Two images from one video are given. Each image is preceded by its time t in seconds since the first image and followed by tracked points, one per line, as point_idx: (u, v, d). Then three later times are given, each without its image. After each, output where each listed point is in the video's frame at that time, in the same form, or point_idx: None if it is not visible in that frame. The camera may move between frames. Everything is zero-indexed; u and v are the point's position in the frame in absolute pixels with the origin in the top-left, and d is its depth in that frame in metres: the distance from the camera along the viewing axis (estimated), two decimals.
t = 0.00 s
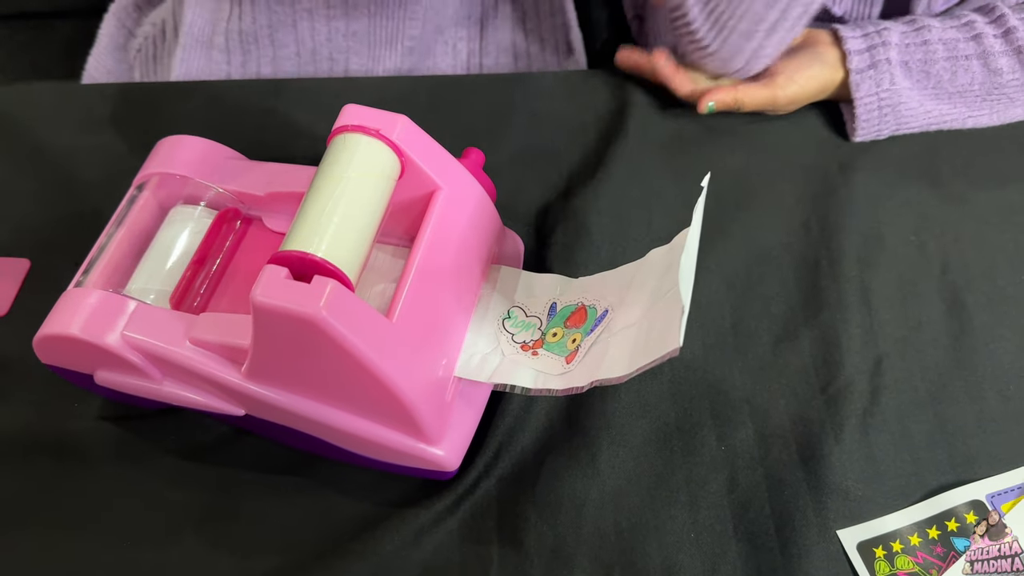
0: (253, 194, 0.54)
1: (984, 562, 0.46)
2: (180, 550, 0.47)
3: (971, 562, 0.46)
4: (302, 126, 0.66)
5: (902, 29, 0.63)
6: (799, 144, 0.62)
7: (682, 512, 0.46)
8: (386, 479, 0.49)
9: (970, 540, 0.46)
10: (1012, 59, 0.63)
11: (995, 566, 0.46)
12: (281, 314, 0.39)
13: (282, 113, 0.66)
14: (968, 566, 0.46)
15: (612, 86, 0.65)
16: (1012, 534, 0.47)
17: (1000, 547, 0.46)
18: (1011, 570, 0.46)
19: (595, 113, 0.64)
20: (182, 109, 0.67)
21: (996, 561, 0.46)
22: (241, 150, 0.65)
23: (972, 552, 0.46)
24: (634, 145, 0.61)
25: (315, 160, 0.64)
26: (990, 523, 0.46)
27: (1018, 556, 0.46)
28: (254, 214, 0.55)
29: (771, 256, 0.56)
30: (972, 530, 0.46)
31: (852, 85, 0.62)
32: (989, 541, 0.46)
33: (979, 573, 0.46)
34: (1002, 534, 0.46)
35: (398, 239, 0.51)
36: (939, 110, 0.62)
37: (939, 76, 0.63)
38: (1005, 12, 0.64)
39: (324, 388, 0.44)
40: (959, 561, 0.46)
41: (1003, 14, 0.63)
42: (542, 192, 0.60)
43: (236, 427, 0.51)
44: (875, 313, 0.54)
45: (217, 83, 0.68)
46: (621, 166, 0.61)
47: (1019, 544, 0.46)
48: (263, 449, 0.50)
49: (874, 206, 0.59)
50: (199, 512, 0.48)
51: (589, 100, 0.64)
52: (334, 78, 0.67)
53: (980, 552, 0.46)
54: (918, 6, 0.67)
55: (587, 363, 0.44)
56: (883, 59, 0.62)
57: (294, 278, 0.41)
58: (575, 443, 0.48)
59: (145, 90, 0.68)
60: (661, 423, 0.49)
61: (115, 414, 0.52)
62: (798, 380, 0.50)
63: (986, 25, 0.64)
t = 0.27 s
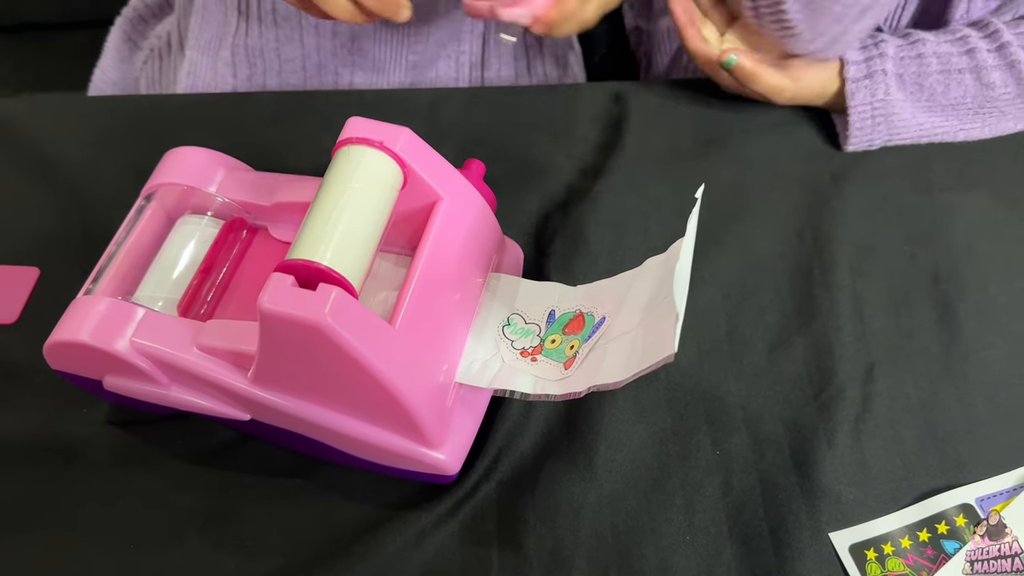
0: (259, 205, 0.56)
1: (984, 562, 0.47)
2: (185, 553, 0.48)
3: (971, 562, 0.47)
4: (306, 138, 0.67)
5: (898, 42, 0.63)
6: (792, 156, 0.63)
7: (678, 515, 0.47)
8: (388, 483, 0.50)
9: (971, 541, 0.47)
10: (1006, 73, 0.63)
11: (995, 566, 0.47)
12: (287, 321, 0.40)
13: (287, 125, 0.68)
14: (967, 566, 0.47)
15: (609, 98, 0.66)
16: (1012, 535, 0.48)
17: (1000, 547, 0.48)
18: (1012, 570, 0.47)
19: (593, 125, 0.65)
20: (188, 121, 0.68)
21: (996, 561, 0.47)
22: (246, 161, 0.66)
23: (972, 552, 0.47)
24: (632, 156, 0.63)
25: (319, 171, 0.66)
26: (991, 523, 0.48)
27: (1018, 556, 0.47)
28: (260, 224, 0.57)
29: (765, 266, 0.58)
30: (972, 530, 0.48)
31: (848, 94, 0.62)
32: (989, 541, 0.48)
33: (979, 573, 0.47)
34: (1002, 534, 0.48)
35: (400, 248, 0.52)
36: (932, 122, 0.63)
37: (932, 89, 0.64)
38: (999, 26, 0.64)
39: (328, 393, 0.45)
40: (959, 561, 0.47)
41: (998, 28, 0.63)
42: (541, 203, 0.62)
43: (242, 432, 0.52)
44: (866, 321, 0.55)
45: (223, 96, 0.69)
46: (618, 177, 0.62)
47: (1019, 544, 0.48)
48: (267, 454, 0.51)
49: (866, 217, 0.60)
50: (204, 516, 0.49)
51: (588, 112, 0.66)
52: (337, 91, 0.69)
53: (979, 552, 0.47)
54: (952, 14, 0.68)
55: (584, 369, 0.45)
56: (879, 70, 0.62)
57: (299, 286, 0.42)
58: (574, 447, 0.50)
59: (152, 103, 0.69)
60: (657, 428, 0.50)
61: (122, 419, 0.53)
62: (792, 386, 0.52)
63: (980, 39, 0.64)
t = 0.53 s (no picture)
0: (262, 214, 0.58)
1: (984, 562, 0.48)
2: (189, 550, 0.50)
3: (972, 562, 0.48)
4: (308, 150, 0.69)
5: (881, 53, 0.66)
6: (778, 168, 0.66)
7: (666, 513, 0.49)
8: (385, 484, 0.51)
9: (971, 541, 0.49)
10: (984, 91, 0.66)
11: (995, 566, 0.48)
12: (290, 325, 0.42)
13: (289, 137, 0.70)
14: (968, 566, 0.48)
15: (602, 112, 0.68)
16: (1012, 535, 0.49)
17: (1000, 548, 0.49)
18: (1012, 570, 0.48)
19: (586, 138, 0.67)
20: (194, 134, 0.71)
21: (997, 561, 0.48)
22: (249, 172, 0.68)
23: (972, 552, 0.49)
24: (623, 168, 0.65)
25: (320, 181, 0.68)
26: (991, 523, 0.49)
27: (1018, 556, 0.48)
28: (264, 233, 0.59)
29: (751, 274, 0.60)
30: (973, 531, 0.49)
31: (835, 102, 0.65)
32: (989, 540, 0.49)
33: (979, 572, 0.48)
34: (1003, 534, 0.49)
35: (398, 256, 0.54)
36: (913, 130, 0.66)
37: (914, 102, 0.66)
38: (979, 47, 0.67)
39: (329, 395, 0.47)
40: (960, 560, 0.48)
41: (978, 48, 0.66)
42: (535, 213, 0.64)
43: (244, 434, 0.54)
44: (849, 326, 0.57)
45: (228, 109, 0.72)
46: (610, 188, 0.64)
47: (1019, 545, 0.49)
48: (269, 455, 0.53)
49: (849, 226, 0.62)
50: (207, 514, 0.51)
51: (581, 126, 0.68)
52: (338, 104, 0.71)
53: (980, 552, 0.49)
54: (945, 33, 0.70)
55: (575, 371, 0.47)
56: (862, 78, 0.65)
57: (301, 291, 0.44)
58: (566, 448, 0.51)
59: (158, 116, 0.72)
60: (646, 430, 0.52)
61: (129, 421, 0.55)
62: (776, 389, 0.53)
63: (960, 58, 0.67)
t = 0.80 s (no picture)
0: (269, 219, 0.60)
1: (984, 561, 0.50)
2: (197, 541, 0.51)
3: (971, 562, 0.50)
4: (313, 159, 0.72)
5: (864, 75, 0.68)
6: (766, 176, 0.68)
7: (657, 505, 0.51)
8: (386, 478, 0.53)
9: (972, 541, 0.50)
10: (966, 108, 0.68)
11: (995, 565, 0.50)
12: (296, 321, 0.44)
13: (295, 146, 0.72)
14: (969, 566, 0.49)
15: (597, 123, 0.71)
16: (1012, 535, 0.51)
17: (1001, 547, 0.50)
18: (1013, 569, 0.50)
19: (581, 147, 0.70)
20: (203, 143, 0.73)
21: (997, 560, 0.50)
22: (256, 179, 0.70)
23: (972, 552, 0.50)
24: (616, 176, 0.67)
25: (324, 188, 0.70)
26: (990, 523, 0.51)
27: (1018, 556, 0.50)
28: (270, 237, 0.61)
29: (739, 277, 0.62)
30: (973, 531, 0.51)
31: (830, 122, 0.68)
32: (989, 540, 0.50)
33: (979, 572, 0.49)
34: (1002, 533, 0.51)
35: (400, 259, 0.56)
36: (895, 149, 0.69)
37: (897, 122, 0.69)
38: (961, 64, 0.69)
39: (334, 390, 0.49)
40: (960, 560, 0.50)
41: (959, 66, 0.69)
42: (532, 219, 0.66)
43: (251, 431, 0.56)
44: (834, 327, 0.59)
45: (235, 120, 0.74)
46: (604, 195, 0.66)
47: (1019, 545, 0.50)
48: (275, 450, 0.55)
49: (834, 232, 0.65)
50: (215, 508, 0.53)
51: (576, 136, 0.70)
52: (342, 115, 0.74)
53: (980, 552, 0.50)
54: (928, 48, 0.72)
55: (569, 368, 0.50)
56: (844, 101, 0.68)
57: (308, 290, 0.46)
58: (561, 444, 0.53)
59: (168, 126, 0.74)
60: (638, 426, 0.54)
61: (140, 418, 0.57)
62: (763, 386, 0.56)
63: (943, 75, 0.69)
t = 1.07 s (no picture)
0: (272, 224, 0.62)
1: (983, 561, 0.51)
2: (202, 532, 0.53)
3: (971, 562, 0.51)
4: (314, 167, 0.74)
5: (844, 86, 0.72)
6: (750, 183, 0.71)
7: (643, 496, 0.53)
8: (384, 471, 0.55)
9: (972, 541, 0.52)
10: (942, 118, 0.71)
11: (994, 565, 0.51)
12: (298, 318, 0.46)
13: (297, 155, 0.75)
14: (968, 566, 0.51)
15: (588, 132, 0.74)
16: (1012, 535, 0.52)
17: (1000, 547, 0.52)
18: (1011, 569, 0.51)
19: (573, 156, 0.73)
20: (208, 152, 0.76)
21: (996, 560, 0.51)
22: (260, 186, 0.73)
23: (972, 552, 0.51)
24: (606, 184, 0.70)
25: (325, 195, 0.73)
26: (991, 523, 0.53)
27: (1016, 555, 0.51)
28: (274, 242, 0.64)
29: (724, 280, 0.64)
30: (974, 531, 0.52)
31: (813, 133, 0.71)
32: (989, 540, 0.52)
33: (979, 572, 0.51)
34: (1002, 534, 0.52)
35: (398, 262, 0.59)
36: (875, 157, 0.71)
37: (876, 132, 0.71)
38: (937, 76, 0.73)
39: (335, 387, 0.52)
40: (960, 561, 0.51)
41: (936, 78, 0.73)
42: (526, 225, 0.69)
43: (255, 427, 0.58)
44: (814, 328, 0.61)
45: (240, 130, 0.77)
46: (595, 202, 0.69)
47: (1018, 544, 0.52)
48: (277, 445, 0.57)
49: (816, 237, 0.67)
50: (220, 500, 0.55)
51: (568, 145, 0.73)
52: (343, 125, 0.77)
53: (979, 552, 0.51)
54: (907, 61, 0.75)
55: (558, 365, 0.52)
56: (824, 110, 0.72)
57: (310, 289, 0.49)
58: (551, 438, 0.55)
59: (175, 136, 0.77)
60: (626, 421, 0.56)
61: (147, 414, 0.59)
62: (746, 384, 0.58)
63: (920, 87, 0.73)
